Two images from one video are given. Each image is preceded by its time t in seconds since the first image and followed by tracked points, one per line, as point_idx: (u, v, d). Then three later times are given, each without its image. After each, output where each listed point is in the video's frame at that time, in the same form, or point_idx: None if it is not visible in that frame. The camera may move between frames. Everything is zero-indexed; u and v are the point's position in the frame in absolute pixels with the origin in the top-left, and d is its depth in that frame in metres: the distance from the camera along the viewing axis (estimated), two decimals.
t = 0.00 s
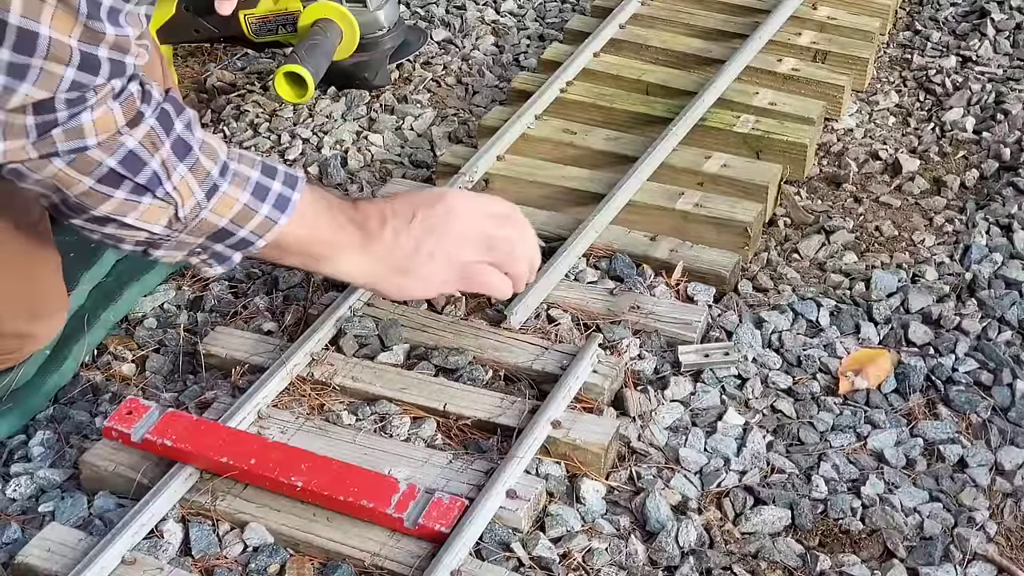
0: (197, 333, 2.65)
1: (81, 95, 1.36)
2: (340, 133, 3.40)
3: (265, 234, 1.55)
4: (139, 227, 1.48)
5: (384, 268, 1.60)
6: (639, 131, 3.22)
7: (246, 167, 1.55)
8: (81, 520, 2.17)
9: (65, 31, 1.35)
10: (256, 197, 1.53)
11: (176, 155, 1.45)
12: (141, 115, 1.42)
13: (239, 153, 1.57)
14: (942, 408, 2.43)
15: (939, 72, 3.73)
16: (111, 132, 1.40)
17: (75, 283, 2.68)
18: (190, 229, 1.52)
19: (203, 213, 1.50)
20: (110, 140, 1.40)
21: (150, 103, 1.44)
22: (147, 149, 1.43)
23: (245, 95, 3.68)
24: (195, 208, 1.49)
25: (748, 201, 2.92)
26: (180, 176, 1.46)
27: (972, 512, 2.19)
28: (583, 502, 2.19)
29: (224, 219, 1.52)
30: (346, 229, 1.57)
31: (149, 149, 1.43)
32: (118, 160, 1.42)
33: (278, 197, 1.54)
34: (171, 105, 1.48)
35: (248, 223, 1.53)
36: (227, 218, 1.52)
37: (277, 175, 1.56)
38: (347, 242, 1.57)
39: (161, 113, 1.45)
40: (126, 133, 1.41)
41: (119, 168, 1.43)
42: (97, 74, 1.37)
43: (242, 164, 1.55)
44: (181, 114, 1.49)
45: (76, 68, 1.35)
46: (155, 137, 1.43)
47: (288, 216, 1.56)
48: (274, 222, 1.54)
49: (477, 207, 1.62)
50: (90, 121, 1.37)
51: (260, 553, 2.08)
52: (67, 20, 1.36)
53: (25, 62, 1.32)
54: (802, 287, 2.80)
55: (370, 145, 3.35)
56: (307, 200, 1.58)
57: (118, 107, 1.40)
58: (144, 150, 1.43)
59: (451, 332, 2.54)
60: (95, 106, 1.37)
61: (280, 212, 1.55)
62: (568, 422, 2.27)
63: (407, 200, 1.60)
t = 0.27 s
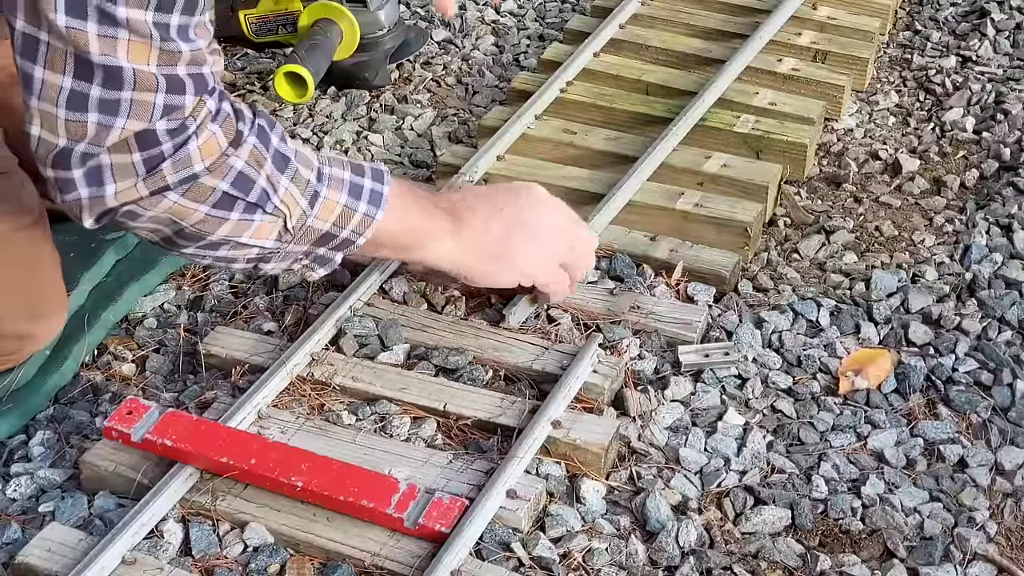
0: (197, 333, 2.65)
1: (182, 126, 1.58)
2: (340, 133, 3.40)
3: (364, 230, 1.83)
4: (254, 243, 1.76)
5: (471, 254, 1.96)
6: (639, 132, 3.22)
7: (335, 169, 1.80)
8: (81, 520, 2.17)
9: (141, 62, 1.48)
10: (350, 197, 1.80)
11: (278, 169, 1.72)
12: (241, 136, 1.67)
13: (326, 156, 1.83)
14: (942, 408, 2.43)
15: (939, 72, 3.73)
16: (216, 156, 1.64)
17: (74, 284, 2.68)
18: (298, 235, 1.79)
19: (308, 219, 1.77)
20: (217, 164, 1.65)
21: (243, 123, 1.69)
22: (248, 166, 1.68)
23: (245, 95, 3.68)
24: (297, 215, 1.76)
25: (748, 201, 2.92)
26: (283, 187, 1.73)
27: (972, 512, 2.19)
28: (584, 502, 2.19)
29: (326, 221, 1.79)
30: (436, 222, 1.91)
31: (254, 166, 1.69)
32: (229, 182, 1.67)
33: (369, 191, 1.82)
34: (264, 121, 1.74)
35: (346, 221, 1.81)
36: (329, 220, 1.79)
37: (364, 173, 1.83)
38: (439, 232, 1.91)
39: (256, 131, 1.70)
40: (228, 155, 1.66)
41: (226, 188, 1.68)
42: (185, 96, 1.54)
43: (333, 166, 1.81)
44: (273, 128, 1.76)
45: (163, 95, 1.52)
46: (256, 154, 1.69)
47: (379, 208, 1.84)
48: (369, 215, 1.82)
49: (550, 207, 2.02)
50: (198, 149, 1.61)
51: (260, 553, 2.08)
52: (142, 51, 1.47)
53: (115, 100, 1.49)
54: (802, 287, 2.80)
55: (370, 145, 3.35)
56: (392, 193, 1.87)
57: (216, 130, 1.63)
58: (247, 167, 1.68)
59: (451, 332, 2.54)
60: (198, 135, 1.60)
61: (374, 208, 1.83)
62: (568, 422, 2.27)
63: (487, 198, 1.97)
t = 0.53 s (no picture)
0: (197, 333, 2.65)
1: (188, 122, 1.59)
2: (340, 133, 3.41)
3: (372, 236, 1.84)
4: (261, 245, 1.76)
5: (483, 262, 2.00)
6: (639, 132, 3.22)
7: (344, 174, 1.82)
8: (81, 520, 2.17)
9: (144, 55, 1.48)
10: (358, 202, 1.81)
11: (286, 172, 1.73)
12: (250, 136, 1.69)
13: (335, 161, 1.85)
14: (942, 408, 2.43)
15: (939, 72, 3.73)
16: (222, 153, 1.66)
17: (74, 283, 2.66)
18: (305, 240, 1.80)
19: (316, 224, 1.78)
20: (224, 163, 1.66)
21: (250, 122, 1.71)
22: (256, 166, 1.69)
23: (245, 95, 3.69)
24: (306, 219, 1.77)
25: (748, 201, 2.91)
26: (291, 190, 1.73)
27: (973, 512, 2.19)
28: (583, 502, 2.19)
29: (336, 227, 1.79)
30: (446, 230, 1.95)
31: (264, 168, 1.70)
32: (236, 183, 1.68)
33: (380, 200, 1.83)
34: (272, 123, 1.76)
35: (354, 226, 1.81)
36: (338, 226, 1.80)
37: (373, 179, 1.84)
38: (449, 239, 1.94)
39: (264, 133, 1.72)
40: (235, 154, 1.67)
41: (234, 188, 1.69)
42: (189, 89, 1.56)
43: (343, 172, 1.82)
44: (282, 131, 1.78)
45: (167, 88, 1.53)
46: (263, 155, 1.70)
47: (388, 215, 1.85)
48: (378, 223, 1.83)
49: (560, 211, 2.09)
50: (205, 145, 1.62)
51: (260, 553, 2.08)
52: (144, 44, 1.47)
53: (120, 93, 1.49)
54: (802, 287, 2.80)
55: (370, 145, 3.36)
56: (401, 202, 1.89)
57: (222, 127, 1.65)
58: (255, 167, 1.70)
59: (451, 332, 2.54)
60: (204, 131, 1.62)
61: (383, 215, 1.84)
62: (568, 422, 2.27)
63: (497, 206, 2.02)
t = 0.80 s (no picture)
0: (197, 333, 2.65)
1: (206, 119, 1.60)
2: (340, 133, 3.41)
3: (401, 231, 1.83)
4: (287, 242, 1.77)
5: (515, 257, 1.94)
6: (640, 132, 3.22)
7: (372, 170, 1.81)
8: (81, 520, 2.17)
9: (155, 53, 1.49)
10: (386, 198, 1.80)
11: (310, 168, 1.73)
12: (270, 131, 1.69)
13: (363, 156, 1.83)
14: (942, 408, 2.43)
15: (939, 72, 3.73)
16: (243, 149, 1.66)
17: (74, 283, 2.66)
18: (332, 236, 1.80)
19: (342, 220, 1.78)
20: (246, 160, 1.66)
21: (272, 118, 1.70)
22: (278, 163, 1.69)
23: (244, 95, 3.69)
24: (331, 215, 1.76)
25: (748, 201, 2.91)
26: (315, 186, 1.73)
27: (972, 512, 2.19)
28: (583, 502, 2.19)
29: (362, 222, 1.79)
30: (476, 223, 1.90)
31: (286, 164, 1.70)
32: (259, 180, 1.68)
33: (408, 194, 1.81)
34: (296, 118, 1.75)
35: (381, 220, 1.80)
36: (365, 221, 1.79)
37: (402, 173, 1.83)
38: (479, 232, 1.90)
39: (287, 129, 1.72)
40: (256, 150, 1.67)
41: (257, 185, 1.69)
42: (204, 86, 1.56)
43: (370, 167, 1.82)
44: (307, 126, 1.77)
45: (181, 84, 1.53)
46: (286, 151, 1.70)
47: (418, 210, 1.83)
48: (407, 217, 1.81)
49: (600, 207, 2.02)
50: (224, 142, 1.63)
51: (260, 553, 2.08)
52: (156, 43, 1.49)
53: (134, 91, 1.51)
54: (802, 287, 2.80)
55: (371, 145, 3.36)
56: (432, 196, 1.87)
57: (241, 123, 1.65)
58: (277, 164, 1.70)
59: (451, 332, 2.54)
60: (223, 127, 1.62)
61: (412, 209, 1.82)
62: (568, 422, 2.27)
63: (533, 201, 1.96)
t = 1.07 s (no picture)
0: (197, 333, 2.65)
1: (220, 119, 1.62)
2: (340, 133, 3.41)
3: (419, 228, 1.87)
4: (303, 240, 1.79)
5: (537, 252, 1.96)
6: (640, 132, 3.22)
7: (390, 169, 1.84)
8: (81, 520, 2.17)
9: (167, 54, 1.52)
10: (403, 197, 1.84)
11: (326, 168, 1.75)
12: (286, 130, 1.71)
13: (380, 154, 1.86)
14: (942, 408, 2.43)
15: (939, 71, 3.73)
16: (258, 149, 1.68)
17: (75, 283, 2.65)
18: (349, 235, 1.83)
19: (359, 220, 1.82)
20: (262, 161, 1.69)
21: (287, 117, 1.72)
22: (293, 163, 1.71)
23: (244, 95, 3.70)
24: (348, 214, 1.80)
25: (748, 201, 2.91)
26: (331, 186, 1.76)
27: (972, 512, 2.19)
28: (583, 502, 2.19)
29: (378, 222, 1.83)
30: (499, 219, 1.94)
31: (302, 164, 1.72)
32: (274, 181, 1.71)
33: (425, 192, 1.86)
34: (312, 117, 1.77)
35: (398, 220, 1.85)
36: (381, 221, 1.83)
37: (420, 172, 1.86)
38: (501, 229, 1.94)
39: (303, 129, 1.73)
40: (272, 150, 1.69)
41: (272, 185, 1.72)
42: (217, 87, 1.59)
43: (387, 165, 1.85)
44: (323, 125, 1.79)
45: (193, 85, 1.56)
46: (302, 152, 1.72)
47: (436, 209, 1.87)
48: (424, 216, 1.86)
49: (626, 205, 2.02)
50: (240, 143, 1.65)
51: (260, 553, 2.09)
52: (167, 44, 1.52)
53: (146, 91, 1.54)
54: (802, 287, 2.80)
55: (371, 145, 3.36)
56: (451, 193, 1.91)
57: (256, 122, 1.67)
58: (293, 164, 1.72)
59: (451, 332, 2.54)
60: (238, 128, 1.64)
61: (429, 208, 1.86)
62: (568, 422, 2.27)
63: (558, 197, 1.99)
